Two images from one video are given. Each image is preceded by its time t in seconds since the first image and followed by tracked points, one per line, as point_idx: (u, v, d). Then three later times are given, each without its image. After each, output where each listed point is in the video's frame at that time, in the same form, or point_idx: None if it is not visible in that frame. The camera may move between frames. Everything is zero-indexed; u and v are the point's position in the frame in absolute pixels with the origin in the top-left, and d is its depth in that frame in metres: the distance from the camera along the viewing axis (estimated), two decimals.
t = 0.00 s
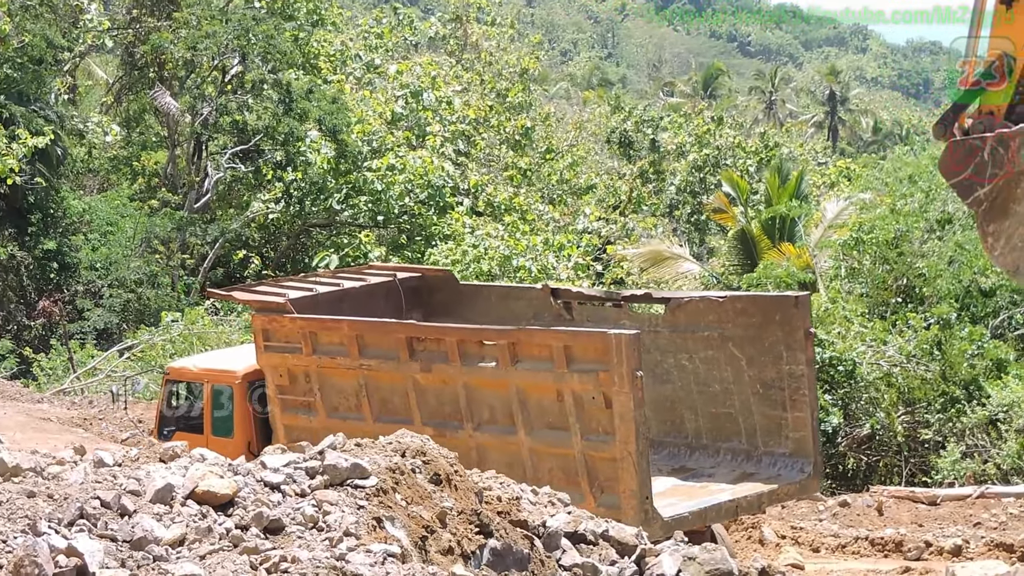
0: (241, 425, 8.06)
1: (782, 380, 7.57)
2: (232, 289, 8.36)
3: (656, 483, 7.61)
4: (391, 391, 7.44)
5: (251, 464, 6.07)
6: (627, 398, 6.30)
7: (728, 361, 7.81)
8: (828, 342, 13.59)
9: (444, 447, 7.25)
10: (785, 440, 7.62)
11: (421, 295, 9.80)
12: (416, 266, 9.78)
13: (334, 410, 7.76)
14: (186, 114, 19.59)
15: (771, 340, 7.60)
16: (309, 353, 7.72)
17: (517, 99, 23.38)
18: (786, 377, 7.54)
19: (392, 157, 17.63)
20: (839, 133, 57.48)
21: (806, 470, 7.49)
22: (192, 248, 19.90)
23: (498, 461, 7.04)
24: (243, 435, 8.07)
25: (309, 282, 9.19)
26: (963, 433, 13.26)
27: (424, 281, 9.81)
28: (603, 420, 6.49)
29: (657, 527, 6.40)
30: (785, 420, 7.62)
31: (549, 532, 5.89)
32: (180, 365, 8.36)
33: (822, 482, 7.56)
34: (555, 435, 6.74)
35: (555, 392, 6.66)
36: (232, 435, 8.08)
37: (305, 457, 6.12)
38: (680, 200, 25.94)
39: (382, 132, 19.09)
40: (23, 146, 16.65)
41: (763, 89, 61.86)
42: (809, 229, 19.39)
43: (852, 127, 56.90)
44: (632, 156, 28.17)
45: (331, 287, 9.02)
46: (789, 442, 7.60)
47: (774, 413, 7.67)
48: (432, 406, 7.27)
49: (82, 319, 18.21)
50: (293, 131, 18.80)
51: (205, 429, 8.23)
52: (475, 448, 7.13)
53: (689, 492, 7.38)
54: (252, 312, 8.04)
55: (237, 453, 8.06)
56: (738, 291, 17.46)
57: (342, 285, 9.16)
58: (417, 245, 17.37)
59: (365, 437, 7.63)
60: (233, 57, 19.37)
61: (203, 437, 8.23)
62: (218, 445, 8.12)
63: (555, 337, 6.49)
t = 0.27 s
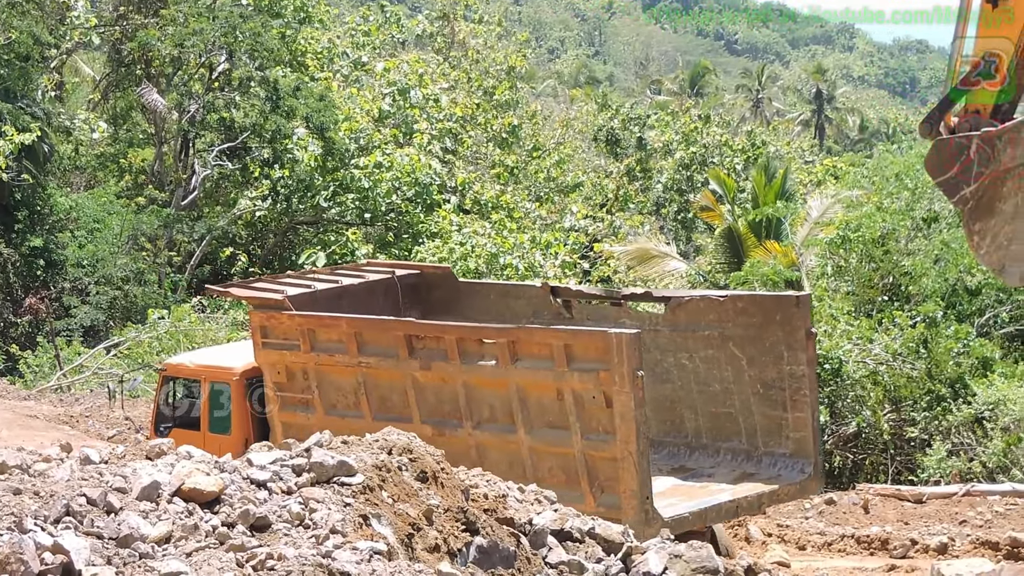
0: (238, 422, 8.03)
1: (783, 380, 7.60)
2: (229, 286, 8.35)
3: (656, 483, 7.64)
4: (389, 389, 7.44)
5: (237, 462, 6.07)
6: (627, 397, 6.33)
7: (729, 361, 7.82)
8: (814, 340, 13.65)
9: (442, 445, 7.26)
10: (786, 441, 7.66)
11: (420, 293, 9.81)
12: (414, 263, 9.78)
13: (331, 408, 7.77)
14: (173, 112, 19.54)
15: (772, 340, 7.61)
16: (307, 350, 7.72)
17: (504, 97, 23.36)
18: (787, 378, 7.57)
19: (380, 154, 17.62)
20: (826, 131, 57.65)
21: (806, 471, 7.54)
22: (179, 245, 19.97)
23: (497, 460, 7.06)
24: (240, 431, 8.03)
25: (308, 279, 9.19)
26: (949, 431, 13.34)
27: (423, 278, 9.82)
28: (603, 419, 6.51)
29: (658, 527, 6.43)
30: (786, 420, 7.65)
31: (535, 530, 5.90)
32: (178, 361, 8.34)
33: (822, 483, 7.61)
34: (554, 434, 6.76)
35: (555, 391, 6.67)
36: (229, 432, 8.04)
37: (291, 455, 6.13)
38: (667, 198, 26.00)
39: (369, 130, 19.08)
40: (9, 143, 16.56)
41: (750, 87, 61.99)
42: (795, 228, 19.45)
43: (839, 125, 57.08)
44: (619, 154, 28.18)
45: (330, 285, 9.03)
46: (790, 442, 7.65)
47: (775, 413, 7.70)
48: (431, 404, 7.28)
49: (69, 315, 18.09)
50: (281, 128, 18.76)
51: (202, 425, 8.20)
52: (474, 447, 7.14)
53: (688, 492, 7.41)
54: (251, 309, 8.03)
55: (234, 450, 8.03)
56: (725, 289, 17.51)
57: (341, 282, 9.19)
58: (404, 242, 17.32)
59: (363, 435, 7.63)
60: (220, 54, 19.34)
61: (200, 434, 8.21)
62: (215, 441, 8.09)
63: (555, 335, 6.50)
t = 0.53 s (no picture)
0: (237, 419, 8.06)
1: (787, 381, 7.59)
2: (231, 282, 8.36)
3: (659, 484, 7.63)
4: (391, 386, 7.42)
5: (222, 459, 6.07)
6: (632, 396, 6.28)
7: (732, 361, 7.82)
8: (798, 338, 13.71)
9: (444, 444, 7.23)
10: (788, 442, 7.65)
11: (421, 292, 9.78)
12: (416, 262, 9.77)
13: (332, 405, 7.76)
14: (159, 109, 19.47)
15: (776, 341, 7.60)
16: (308, 346, 7.72)
17: (490, 94, 23.36)
18: (791, 379, 7.57)
19: (366, 152, 17.61)
20: (812, 130, 57.85)
21: (809, 473, 7.52)
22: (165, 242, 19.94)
23: (499, 458, 7.02)
24: (238, 428, 8.07)
25: (310, 277, 9.19)
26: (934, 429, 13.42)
27: (424, 277, 9.80)
28: (607, 418, 6.47)
29: (661, 526, 6.38)
30: (789, 422, 7.64)
31: (520, 528, 5.91)
32: (176, 359, 8.37)
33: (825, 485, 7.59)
34: (557, 433, 6.72)
35: (559, 389, 6.63)
36: (228, 429, 8.08)
37: (276, 453, 6.14)
38: (653, 196, 26.06)
39: (356, 127, 19.05)
40: None
41: (735, 86, 62.16)
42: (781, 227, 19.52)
43: (825, 124, 57.28)
44: (606, 152, 28.20)
45: (330, 282, 9.02)
46: (793, 444, 7.63)
47: (778, 415, 7.69)
48: (433, 402, 7.25)
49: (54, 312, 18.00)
50: (267, 125, 18.72)
51: (201, 422, 8.24)
52: (476, 445, 7.10)
53: (692, 493, 7.39)
54: (252, 305, 8.04)
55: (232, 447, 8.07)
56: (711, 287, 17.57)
57: (341, 280, 9.18)
58: (390, 239, 17.28)
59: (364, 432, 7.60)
60: (206, 52, 19.29)
61: (198, 430, 8.24)
62: (213, 438, 8.13)
63: (560, 333, 6.46)
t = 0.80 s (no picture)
0: (234, 417, 8.05)
1: (791, 384, 7.59)
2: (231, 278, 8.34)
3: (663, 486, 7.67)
4: (392, 384, 7.42)
5: (207, 456, 6.08)
6: (638, 395, 6.25)
7: (736, 363, 7.82)
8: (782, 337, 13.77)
9: (445, 442, 7.24)
10: (791, 445, 7.67)
11: (422, 291, 9.77)
12: (417, 261, 9.76)
13: (332, 402, 7.76)
14: (145, 106, 19.41)
15: (781, 343, 7.59)
16: (309, 343, 7.72)
17: (475, 92, 23.36)
18: (795, 381, 7.56)
19: (352, 149, 17.63)
20: (798, 128, 58.04)
21: (812, 476, 7.54)
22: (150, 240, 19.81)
23: (501, 457, 7.03)
24: (236, 426, 8.05)
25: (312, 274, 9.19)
26: (919, 427, 13.51)
27: (425, 276, 9.79)
28: (612, 417, 6.46)
29: (664, 527, 6.38)
30: (793, 424, 7.64)
31: (505, 525, 5.95)
32: (175, 355, 8.37)
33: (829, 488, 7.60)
34: (560, 432, 6.72)
35: (563, 388, 6.62)
36: (225, 426, 8.07)
37: (260, 449, 6.15)
38: (639, 194, 26.13)
39: (342, 124, 19.04)
40: None
41: (722, 84, 62.29)
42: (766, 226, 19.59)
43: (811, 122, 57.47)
44: (591, 150, 28.25)
45: (330, 280, 9.01)
46: (796, 447, 7.65)
47: (781, 417, 7.70)
48: (435, 400, 7.26)
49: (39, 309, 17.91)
50: (253, 123, 18.80)
51: (198, 419, 8.22)
52: (478, 444, 7.11)
53: (694, 495, 7.41)
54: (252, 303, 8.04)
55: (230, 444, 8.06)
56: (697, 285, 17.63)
57: (342, 277, 9.17)
58: (376, 237, 17.24)
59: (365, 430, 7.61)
60: (192, 49, 19.26)
61: (196, 427, 8.23)
62: (211, 435, 8.12)
63: (565, 331, 6.46)
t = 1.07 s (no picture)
0: (230, 415, 8.05)
1: (791, 386, 7.58)
2: (230, 275, 8.35)
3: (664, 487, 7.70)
4: (390, 382, 7.43)
5: (193, 454, 6.08)
6: (638, 396, 6.23)
7: (736, 365, 7.83)
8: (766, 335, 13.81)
9: (443, 441, 7.25)
10: (790, 447, 7.66)
11: (418, 289, 9.80)
12: (413, 259, 9.77)
13: (329, 401, 7.77)
14: (130, 103, 19.33)
15: (781, 345, 7.58)
16: (307, 341, 7.74)
17: (461, 90, 23.35)
18: (795, 383, 7.55)
19: (337, 147, 17.67)
20: (783, 127, 58.26)
21: (812, 478, 7.53)
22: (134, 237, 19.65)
23: (500, 456, 7.03)
24: (232, 423, 8.05)
25: (309, 272, 9.18)
26: (904, 426, 13.60)
27: (421, 274, 9.82)
28: (611, 418, 6.46)
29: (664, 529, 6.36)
30: (792, 426, 7.64)
31: (490, 523, 6.00)
32: (170, 351, 8.36)
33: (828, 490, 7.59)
34: (560, 433, 6.72)
35: (563, 388, 6.62)
36: (221, 424, 8.07)
37: (246, 446, 6.15)
38: (624, 193, 26.17)
39: (327, 123, 19.02)
40: None
41: (706, 82, 62.42)
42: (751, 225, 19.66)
43: (795, 121, 57.71)
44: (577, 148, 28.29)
45: (328, 278, 9.00)
46: (795, 448, 7.64)
47: (781, 419, 7.69)
48: (433, 399, 7.27)
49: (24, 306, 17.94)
50: (238, 121, 18.74)
51: (194, 416, 8.22)
52: (476, 443, 7.11)
53: (694, 497, 7.42)
54: (251, 301, 8.06)
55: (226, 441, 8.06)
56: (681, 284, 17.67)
57: (339, 275, 9.16)
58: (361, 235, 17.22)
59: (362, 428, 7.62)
60: (178, 46, 19.22)
61: (191, 425, 8.23)
62: (207, 432, 8.12)
63: (565, 331, 6.46)
